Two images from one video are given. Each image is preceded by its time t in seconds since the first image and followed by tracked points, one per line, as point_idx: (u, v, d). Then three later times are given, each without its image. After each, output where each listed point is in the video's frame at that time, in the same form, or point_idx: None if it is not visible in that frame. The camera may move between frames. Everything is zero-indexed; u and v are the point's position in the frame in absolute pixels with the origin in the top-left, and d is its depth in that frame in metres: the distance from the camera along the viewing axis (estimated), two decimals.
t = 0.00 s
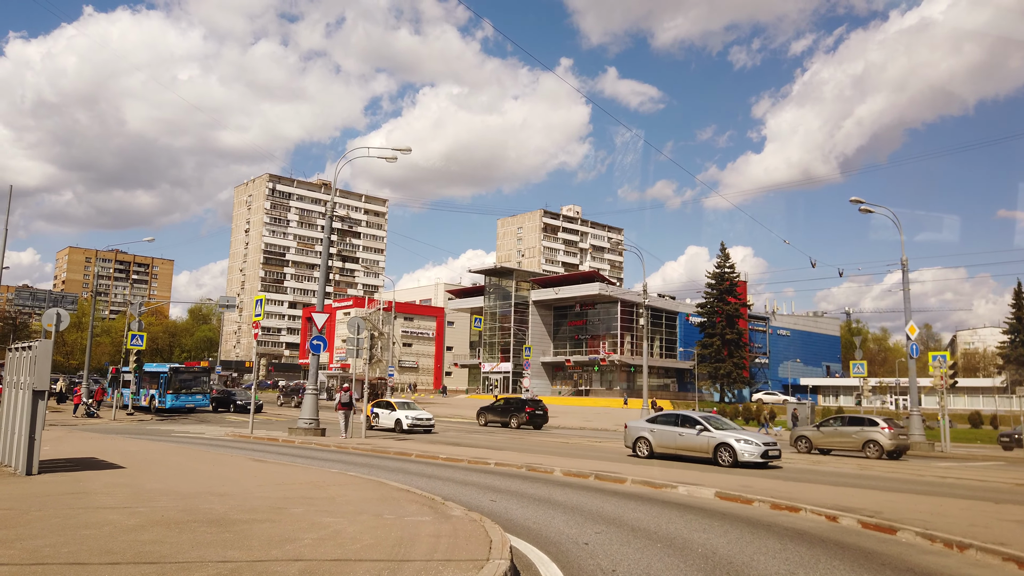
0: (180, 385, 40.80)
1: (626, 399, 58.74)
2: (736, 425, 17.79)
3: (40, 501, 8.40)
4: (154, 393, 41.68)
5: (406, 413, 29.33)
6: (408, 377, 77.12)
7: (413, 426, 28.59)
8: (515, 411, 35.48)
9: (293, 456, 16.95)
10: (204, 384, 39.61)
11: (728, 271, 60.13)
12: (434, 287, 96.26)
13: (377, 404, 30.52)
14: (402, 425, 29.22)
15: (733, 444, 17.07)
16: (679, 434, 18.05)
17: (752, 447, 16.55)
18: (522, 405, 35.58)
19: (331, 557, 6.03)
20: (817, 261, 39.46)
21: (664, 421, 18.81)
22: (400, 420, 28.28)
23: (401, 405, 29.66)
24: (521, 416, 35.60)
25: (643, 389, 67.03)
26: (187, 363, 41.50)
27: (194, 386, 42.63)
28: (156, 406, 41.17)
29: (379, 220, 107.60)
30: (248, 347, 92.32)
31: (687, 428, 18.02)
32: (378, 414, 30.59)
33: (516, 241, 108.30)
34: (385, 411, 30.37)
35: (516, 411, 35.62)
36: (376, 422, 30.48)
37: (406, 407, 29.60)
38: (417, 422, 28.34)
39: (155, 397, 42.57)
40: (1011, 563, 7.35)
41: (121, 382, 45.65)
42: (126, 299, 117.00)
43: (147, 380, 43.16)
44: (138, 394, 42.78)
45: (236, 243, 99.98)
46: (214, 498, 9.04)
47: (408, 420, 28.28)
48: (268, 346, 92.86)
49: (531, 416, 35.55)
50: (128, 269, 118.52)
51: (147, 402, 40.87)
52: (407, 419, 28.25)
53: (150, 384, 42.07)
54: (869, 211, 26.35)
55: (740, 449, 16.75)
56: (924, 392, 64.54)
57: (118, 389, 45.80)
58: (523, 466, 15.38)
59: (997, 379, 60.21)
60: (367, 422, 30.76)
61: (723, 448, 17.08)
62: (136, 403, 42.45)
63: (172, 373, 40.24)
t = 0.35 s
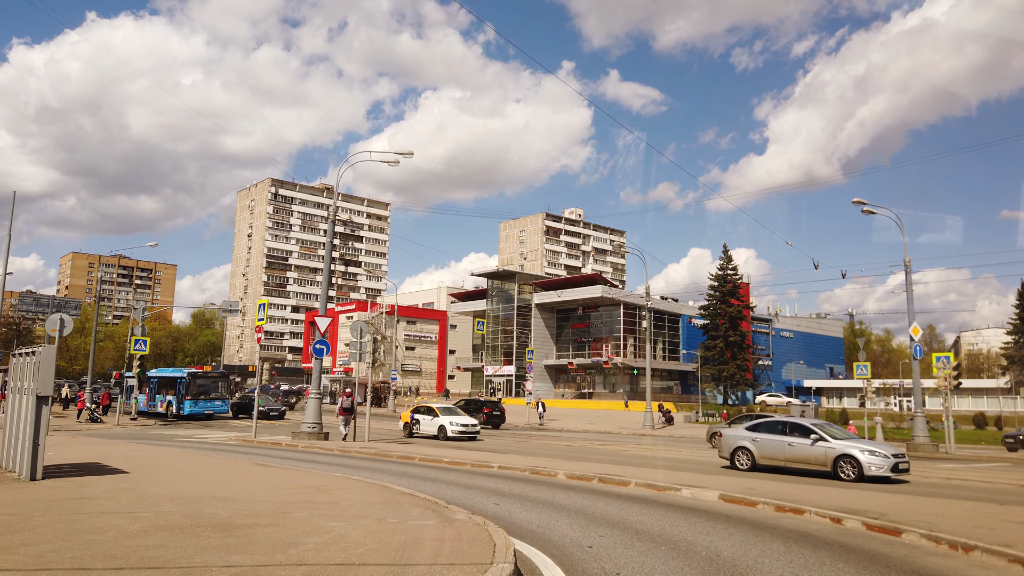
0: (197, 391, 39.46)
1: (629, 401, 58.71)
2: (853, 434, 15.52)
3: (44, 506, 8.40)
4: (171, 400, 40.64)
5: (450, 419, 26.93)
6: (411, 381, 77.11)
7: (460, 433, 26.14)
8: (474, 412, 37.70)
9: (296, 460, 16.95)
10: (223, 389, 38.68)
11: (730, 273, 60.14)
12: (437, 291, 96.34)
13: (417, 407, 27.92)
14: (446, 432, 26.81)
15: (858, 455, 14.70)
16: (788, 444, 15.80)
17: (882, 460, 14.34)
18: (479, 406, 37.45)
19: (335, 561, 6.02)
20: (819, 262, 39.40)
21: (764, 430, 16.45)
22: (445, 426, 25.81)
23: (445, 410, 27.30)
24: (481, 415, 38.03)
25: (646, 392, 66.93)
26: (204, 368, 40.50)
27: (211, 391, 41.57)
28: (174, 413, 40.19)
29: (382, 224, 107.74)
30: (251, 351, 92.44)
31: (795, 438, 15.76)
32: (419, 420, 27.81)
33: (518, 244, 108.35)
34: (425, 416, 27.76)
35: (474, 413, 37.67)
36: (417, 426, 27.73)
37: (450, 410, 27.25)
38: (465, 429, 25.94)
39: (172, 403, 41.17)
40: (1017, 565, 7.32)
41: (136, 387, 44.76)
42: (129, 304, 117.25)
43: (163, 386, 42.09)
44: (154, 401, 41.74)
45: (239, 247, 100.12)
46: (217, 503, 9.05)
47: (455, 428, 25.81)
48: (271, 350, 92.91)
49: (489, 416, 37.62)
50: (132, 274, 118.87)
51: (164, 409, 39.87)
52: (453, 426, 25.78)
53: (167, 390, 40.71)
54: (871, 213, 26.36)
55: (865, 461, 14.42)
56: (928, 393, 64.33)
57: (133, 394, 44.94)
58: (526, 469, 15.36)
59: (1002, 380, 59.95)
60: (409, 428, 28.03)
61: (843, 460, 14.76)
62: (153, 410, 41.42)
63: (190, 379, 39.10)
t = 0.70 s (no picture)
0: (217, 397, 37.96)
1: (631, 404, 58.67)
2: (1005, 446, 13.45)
3: (48, 511, 8.41)
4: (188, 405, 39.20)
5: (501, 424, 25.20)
6: (414, 384, 77.08)
7: (511, 441, 24.37)
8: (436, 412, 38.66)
9: (300, 464, 16.95)
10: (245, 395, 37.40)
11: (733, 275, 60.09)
12: (439, 294, 96.43)
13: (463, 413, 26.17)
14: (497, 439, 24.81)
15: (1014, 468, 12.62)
16: (928, 455, 13.80)
17: None
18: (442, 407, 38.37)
19: (338, 566, 6.00)
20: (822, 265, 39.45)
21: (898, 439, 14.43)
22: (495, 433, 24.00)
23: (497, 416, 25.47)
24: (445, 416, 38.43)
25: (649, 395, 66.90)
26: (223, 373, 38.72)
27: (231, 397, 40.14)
28: (191, 419, 38.72)
29: (384, 228, 107.80)
30: (254, 355, 92.52)
31: (936, 447, 13.78)
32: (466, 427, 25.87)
33: (520, 247, 108.45)
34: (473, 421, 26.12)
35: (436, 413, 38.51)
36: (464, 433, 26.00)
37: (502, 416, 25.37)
38: (518, 435, 24.09)
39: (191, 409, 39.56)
40: None
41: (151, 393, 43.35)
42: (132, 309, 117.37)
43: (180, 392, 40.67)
44: (170, 407, 40.30)
45: (241, 252, 100.30)
46: (221, 508, 9.05)
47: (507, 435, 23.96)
48: (274, 354, 92.95)
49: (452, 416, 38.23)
50: (135, 279, 119.05)
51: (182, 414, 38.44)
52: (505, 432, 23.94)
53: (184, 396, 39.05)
54: (874, 214, 26.32)
55: None
56: (932, 395, 64.19)
57: (147, 400, 43.52)
58: (530, 473, 15.34)
59: (1006, 381, 59.79)
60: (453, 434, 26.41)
61: (1000, 473, 12.70)
62: (168, 416, 39.91)
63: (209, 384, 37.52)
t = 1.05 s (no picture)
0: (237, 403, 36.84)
1: (634, 408, 58.63)
2: None
3: (51, 517, 8.41)
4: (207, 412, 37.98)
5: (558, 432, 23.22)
6: (417, 389, 77.04)
7: (570, 449, 22.46)
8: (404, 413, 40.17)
9: (303, 469, 16.96)
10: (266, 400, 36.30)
11: (736, 278, 60.06)
12: (442, 298, 96.49)
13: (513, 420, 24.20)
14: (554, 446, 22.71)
15: None
16: None
17: None
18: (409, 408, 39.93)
19: (341, 571, 6.00)
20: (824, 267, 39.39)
21: None
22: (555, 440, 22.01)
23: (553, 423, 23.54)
24: (411, 417, 39.83)
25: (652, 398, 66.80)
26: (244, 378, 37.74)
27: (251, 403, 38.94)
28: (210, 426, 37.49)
29: (386, 232, 107.92)
30: (257, 360, 92.57)
31: None
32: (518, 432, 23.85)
33: (522, 251, 108.55)
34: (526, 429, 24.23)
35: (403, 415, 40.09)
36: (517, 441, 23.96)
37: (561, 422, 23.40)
38: (579, 443, 22.22)
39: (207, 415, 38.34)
40: None
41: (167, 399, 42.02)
42: (135, 314, 117.55)
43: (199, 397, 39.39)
44: (188, 414, 39.01)
45: (244, 256, 100.44)
46: (224, 512, 9.05)
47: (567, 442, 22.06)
48: (277, 359, 92.97)
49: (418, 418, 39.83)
50: (137, 284, 119.29)
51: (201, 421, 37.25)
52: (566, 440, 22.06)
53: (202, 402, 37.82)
54: (876, 216, 26.32)
55: None
56: (936, 397, 64.01)
57: (162, 406, 42.17)
58: (533, 476, 15.35)
59: (1009, 382, 59.60)
60: (505, 442, 24.35)
61: None
62: (186, 423, 38.61)
63: (231, 388, 36.33)
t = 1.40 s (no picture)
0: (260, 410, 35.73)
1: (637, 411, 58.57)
2: None
3: (54, 522, 8.41)
4: (227, 418, 36.66)
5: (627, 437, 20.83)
6: (419, 393, 77.02)
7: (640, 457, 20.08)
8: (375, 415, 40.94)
9: (306, 473, 16.96)
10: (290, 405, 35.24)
11: (737, 280, 60.07)
12: (444, 302, 96.54)
13: (575, 425, 22.16)
14: (624, 454, 20.34)
15: None
16: None
17: None
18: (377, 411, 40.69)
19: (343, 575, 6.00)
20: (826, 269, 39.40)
21: None
22: (626, 448, 19.94)
23: (620, 430, 21.55)
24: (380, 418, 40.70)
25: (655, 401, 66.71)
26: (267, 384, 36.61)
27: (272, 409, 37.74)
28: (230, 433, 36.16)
29: (388, 236, 108.08)
30: (259, 364, 92.65)
31: None
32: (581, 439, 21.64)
33: (524, 254, 108.62)
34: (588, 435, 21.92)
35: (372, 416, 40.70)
36: (579, 448, 21.80)
37: (628, 430, 21.42)
38: (652, 450, 20.05)
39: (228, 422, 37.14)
40: None
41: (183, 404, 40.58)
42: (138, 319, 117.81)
43: (218, 403, 38.03)
44: (206, 420, 37.64)
45: (246, 261, 100.57)
46: (226, 517, 9.04)
47: (640, 451, 19.98)
48: (279, 363, 93.00)
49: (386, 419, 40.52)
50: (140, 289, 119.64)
51: (221, 428, 35.91)
52: (637, 448, 20.01)
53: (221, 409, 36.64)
54: (877, 219, 26.33)
55: None
56: (939, 399, 63.89)
57: (177, 412, 40.73)
58: (536, 480, 15.32)
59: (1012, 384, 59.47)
60: (564, 450, 22.18)
61: None
62: (205, 430, 37.23)
63: (252, 395, 35.21)
